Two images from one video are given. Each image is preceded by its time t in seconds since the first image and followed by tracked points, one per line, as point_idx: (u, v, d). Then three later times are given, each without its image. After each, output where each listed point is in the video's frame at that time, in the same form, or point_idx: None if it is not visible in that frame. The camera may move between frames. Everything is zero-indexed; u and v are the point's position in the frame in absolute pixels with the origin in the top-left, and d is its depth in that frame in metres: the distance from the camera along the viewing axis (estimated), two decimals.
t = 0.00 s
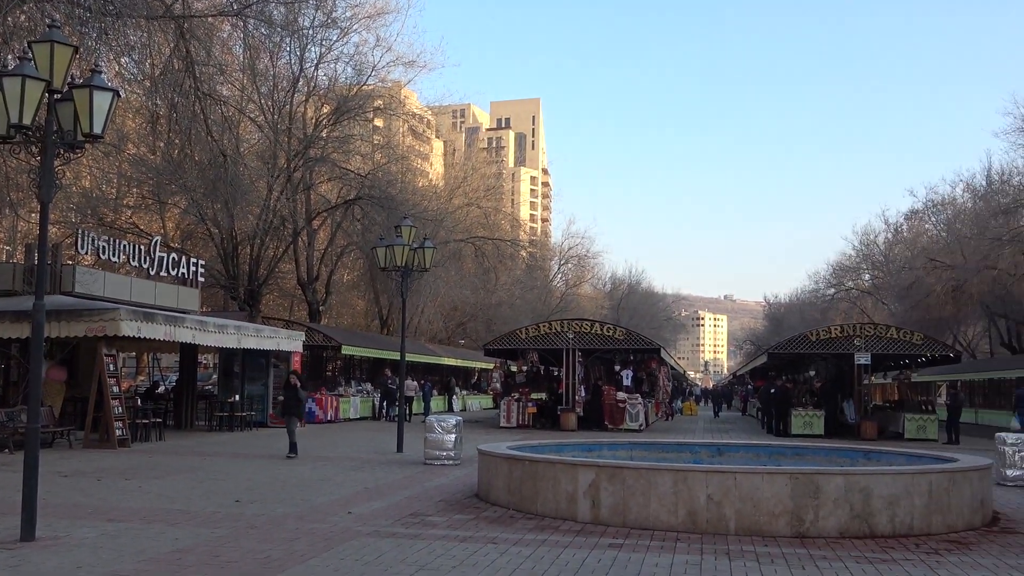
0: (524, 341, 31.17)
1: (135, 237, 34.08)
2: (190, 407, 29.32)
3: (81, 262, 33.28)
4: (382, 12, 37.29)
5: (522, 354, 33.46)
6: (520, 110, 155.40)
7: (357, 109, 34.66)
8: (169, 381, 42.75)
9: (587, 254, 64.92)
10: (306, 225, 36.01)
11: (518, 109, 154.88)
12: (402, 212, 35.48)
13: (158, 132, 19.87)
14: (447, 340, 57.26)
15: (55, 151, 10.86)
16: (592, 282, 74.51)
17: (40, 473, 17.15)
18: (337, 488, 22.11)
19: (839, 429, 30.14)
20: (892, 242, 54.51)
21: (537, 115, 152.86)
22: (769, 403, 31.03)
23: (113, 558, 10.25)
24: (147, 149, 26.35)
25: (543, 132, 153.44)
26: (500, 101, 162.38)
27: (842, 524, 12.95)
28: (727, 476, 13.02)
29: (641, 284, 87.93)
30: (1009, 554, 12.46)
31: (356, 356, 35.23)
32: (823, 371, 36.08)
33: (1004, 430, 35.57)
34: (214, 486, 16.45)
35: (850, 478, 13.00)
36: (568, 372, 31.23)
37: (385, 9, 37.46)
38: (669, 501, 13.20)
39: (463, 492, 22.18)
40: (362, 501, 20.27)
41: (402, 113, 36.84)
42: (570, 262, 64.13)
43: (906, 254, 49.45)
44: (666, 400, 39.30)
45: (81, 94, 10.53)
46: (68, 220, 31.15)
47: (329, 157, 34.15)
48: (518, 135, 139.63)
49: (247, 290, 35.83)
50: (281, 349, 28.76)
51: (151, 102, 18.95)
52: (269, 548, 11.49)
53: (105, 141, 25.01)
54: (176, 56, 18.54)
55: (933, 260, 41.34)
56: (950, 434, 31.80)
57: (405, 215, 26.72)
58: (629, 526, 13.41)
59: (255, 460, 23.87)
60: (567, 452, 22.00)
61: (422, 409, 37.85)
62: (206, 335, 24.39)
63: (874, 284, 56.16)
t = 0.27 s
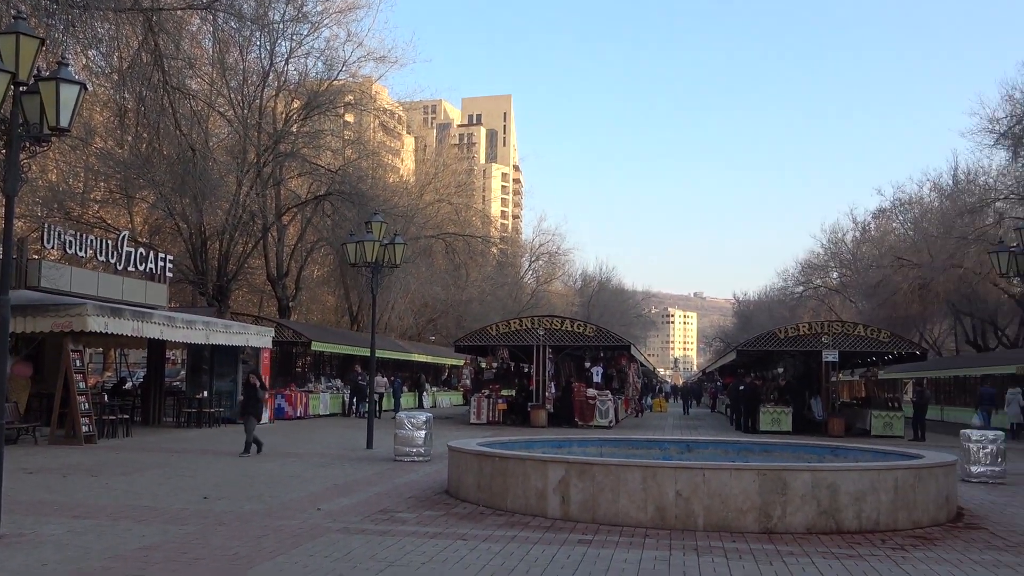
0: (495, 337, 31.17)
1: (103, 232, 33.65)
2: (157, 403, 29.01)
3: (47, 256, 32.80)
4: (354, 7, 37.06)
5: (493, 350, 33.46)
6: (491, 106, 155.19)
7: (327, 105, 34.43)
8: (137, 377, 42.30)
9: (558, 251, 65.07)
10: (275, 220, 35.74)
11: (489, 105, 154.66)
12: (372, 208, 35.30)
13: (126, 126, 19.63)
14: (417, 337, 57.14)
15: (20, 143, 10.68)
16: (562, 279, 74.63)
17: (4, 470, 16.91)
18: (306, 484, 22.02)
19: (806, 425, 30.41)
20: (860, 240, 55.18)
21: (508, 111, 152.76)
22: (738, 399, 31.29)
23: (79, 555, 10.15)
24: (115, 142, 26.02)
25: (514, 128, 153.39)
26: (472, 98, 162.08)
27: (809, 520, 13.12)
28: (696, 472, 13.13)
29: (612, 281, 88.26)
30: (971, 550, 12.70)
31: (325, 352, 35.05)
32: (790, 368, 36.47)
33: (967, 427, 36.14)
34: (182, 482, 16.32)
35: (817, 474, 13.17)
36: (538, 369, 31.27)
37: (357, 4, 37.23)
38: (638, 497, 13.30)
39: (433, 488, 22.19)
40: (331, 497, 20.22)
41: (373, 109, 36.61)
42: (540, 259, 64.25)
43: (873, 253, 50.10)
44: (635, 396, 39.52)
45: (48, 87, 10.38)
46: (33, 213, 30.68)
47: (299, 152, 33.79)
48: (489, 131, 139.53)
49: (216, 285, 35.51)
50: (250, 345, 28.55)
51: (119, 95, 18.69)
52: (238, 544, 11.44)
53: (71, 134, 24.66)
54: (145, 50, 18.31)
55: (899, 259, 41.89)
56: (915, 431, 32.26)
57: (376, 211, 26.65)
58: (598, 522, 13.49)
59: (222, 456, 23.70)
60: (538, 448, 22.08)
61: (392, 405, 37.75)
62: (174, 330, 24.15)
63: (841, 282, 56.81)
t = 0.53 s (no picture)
0: (464, 334, 31.14)
1: (68, 228, 33.17)
2: (124, 400, 28.68)
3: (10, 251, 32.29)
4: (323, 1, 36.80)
5: (462, 346, 33.42)
6: (461, 102, 154.88)
7: (296, 100, 34.16)
8: (102, 374, 41.77)
9: (528, 248, 65.20)
10: (244, 216, 35.42)
11: (459, 102, 154.28)
12: (342, 204, 35.08)
13: (91, 120, 19.35)
14: (387, 333, 56.97)
15: None
16: (533, 275, 74.73)
17: None
18: (275, 481, 21.90)
19: (773, 420, 30.72)
20: (827, 237, 55.81)
21: (478, 108, 152.53)
22: (707, 395, 31.54)
23: (44, 554, 10.02)
24: (80, 136, 25.65)
25: (484, 124, 153.20)
26: (442, 94, 161.66)
27: (776, 515, 13.28)
28: (665, 468, 13.24)
29: (582, 277, 88.53)
30: (936, 543, 12.93)
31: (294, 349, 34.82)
32: (758, 364, 36.82)
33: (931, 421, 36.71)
34: (148, 480, 16.16)
35: (784, 469, 13.33)
36: (508, 365, 31.30)
37: None
38: (608, 493, 13.38)
39: (404, 485, 22.18)
40: (299, 494, 20.14)
41: (342, 104, 36.36)
42: (510, 255, 64.33)
43: (839, 250, 50.72)
44: (605, 392, 39.70)
45: (11, 81, 10.22)
46: None
47: (267, 148, 33.32)
48: (459, 128, 139.32)
49: (183, 281, 35.14)
50: (218, 342, 28.31)
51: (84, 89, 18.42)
52: (205, 542, 11.36)
53: (35, 128, 24.28)
54: (110, 43, 18.06)
55: (866, 256, 42.42)
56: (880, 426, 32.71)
57: (344, 207, 26.53)
58: (567, 518, 13.57)
59: (190, 453, 23.51)
60: (508, 444, 22.13)
61: (361, 402, 37.62)
62: (140, 327, 23.87)
63: (809, 278, 57.44)
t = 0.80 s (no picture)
0: (437, 330, 31.07)
1: (34, 222, 32.71)
2: (93, 396, 28.35)
3: None
4: None
5: (434, 342, 33.36)
6: (433, 97, 154.42)
7: (267, 94, 33.87)
8: (70, 370, 41.26)
9: (500, 243, 65.27)
10: (214, 211, 35.09)
11: (431, 96, 153.82)
12: (313, 199, 34.85)
13: (58, 113, 19.09)
14: (359, 329, 56.74)
15: None
16: (505, 270, 74.77)
17: None
18: (245, 477, 21.77)
19: (744, 415, 30.98)
20: (797, 234, 56.32)
21: (450, 103, 152.13)
22: (679, 390, 31.73)
23: (11, 552, 9.90)
24: (46, 129, 25.28)
25: (456, 120, 152.87)
26: (414, 88, 161.05)
27: (746, 509, 13.41)
28: (637, 463, 13.32)
29: (554, 273, 88.69)
30: (904, 536, 13.12)
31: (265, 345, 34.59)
32: (729, 359, 37.10)
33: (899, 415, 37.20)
34: (117, 477, 16.00)
35: (755, 464, 13.46)
36: (480, 361, 31.28)
37: None
38: (579, 488, 13.44)
39: (376, 481, 22.13)
40: (270, 490, 20.04)
41: (314, 99, 36.07)
42: (483, 251, 64.34)
43: (809, 247, 51.22)
44: (577, 387, 39.81)
45: None
46: None
47: (238, 142, 33.12)
48: (431, 122, 138.91)
49: (153, 277, 34.75)
50: (188, 337, 28.06)
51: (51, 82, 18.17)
52: (175, 539, 11.27)
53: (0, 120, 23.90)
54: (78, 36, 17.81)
55: (836, 252, 42.85)
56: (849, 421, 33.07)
57: (316, 202, 26.38)
58: (539, 513, 13.62)
59: (159, 449, 23.29)
60: (480, 439, 22.15)
61: (333, 398, 37.45)
62: (109, 323, 23.58)
63: (779, 274, 57.94)
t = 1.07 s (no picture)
0: (409, 325, 30.99)
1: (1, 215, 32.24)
2: (61, 391, 28.03)
3: None
4: None
5: (407, 337, 33.27)
6: (406, 92, 153.82)
7: (238, 87, 33.55)
8: (36, 365, 40.71)
9: (473, 238, 65.30)
10: (184, 205, 34.75)
11: (404, 91, 153.22)
12: (285, 193, 34.57)
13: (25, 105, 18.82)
14: (331, 323, 56.45)
15: None
16: (478, 265, 74.70)
17: None
18: (216, 473, 21.63)
19: (715, 409, 31.23)
20: (768, 229, 56.77)
21: (423, 97, 151.65)
22: (651, 385, 31.91)
23: None
24: (13, 121, 24.90)
25: (429, 114, 152.39)
26: (387, 82, 160.36)
27: (717, 503, 13.56)
28: (609, 457, 13.40)
29: (527, 268, 88.76)
30: (872, 529, 13.32)
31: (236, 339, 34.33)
32: (700, 353, 37.37)
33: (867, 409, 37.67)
34: (86, 472, 15.83)
35: (726, 458, 13.60)
36: (453, 356, 31.25)
37: None
38: (552, 482, 13.51)
39: (348, 476, 22.08)
40: (241, 486, 19.92)
41: (285, 92, 35.74)
42: (455, 246, 64.40)
43: (780, 243, 51.69)
44: (549, 382, 39.88)
45: None
46: None
47: (208, 136, 32.84)
48: (404, 117, 138.36)
49: (123, 271, 34.37)
50: (158, 332, 27.80)
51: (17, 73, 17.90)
52: (145, 535, 11.19)
53: None
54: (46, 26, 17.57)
55: (806, 247, 43.27)
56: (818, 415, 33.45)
57: (288, 196, 26.22)
58: (511, 506, 13.68)
59: (128, 445, 23.07)
60: (452, 434, 22.15)
61: (305, 393, 37.27)
62: (77, 317, 23.29)
63: (750, 269, 58.38)
